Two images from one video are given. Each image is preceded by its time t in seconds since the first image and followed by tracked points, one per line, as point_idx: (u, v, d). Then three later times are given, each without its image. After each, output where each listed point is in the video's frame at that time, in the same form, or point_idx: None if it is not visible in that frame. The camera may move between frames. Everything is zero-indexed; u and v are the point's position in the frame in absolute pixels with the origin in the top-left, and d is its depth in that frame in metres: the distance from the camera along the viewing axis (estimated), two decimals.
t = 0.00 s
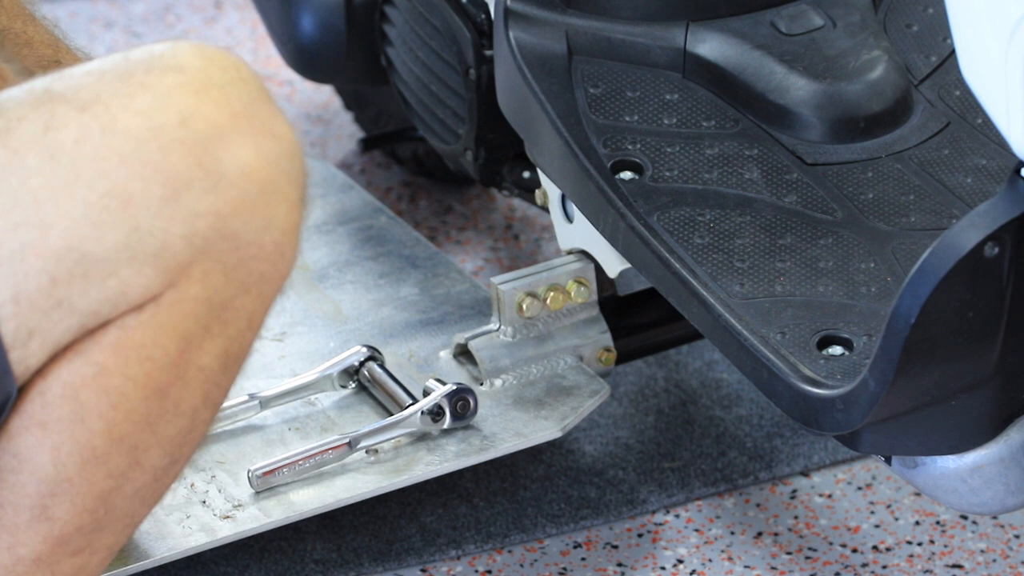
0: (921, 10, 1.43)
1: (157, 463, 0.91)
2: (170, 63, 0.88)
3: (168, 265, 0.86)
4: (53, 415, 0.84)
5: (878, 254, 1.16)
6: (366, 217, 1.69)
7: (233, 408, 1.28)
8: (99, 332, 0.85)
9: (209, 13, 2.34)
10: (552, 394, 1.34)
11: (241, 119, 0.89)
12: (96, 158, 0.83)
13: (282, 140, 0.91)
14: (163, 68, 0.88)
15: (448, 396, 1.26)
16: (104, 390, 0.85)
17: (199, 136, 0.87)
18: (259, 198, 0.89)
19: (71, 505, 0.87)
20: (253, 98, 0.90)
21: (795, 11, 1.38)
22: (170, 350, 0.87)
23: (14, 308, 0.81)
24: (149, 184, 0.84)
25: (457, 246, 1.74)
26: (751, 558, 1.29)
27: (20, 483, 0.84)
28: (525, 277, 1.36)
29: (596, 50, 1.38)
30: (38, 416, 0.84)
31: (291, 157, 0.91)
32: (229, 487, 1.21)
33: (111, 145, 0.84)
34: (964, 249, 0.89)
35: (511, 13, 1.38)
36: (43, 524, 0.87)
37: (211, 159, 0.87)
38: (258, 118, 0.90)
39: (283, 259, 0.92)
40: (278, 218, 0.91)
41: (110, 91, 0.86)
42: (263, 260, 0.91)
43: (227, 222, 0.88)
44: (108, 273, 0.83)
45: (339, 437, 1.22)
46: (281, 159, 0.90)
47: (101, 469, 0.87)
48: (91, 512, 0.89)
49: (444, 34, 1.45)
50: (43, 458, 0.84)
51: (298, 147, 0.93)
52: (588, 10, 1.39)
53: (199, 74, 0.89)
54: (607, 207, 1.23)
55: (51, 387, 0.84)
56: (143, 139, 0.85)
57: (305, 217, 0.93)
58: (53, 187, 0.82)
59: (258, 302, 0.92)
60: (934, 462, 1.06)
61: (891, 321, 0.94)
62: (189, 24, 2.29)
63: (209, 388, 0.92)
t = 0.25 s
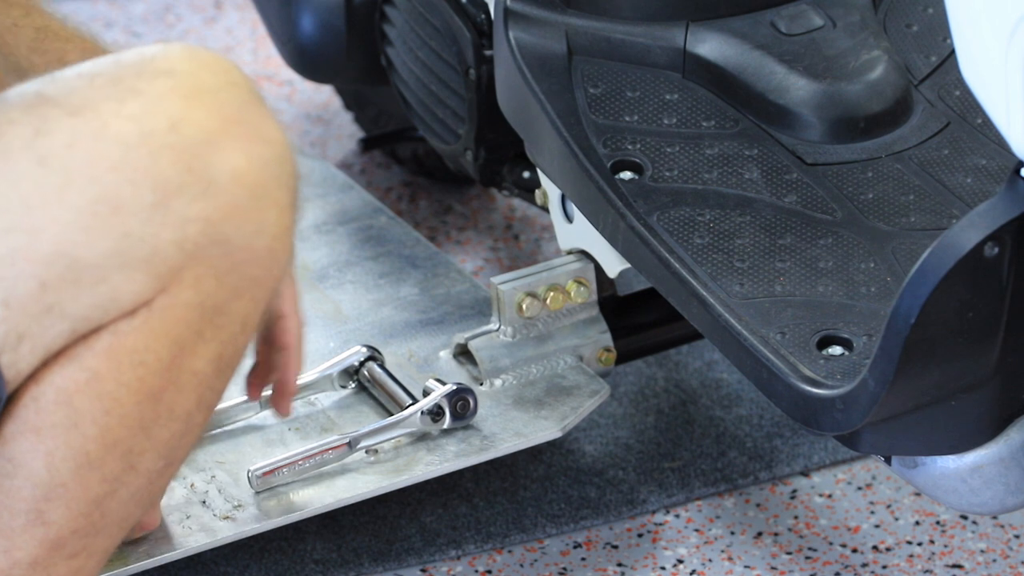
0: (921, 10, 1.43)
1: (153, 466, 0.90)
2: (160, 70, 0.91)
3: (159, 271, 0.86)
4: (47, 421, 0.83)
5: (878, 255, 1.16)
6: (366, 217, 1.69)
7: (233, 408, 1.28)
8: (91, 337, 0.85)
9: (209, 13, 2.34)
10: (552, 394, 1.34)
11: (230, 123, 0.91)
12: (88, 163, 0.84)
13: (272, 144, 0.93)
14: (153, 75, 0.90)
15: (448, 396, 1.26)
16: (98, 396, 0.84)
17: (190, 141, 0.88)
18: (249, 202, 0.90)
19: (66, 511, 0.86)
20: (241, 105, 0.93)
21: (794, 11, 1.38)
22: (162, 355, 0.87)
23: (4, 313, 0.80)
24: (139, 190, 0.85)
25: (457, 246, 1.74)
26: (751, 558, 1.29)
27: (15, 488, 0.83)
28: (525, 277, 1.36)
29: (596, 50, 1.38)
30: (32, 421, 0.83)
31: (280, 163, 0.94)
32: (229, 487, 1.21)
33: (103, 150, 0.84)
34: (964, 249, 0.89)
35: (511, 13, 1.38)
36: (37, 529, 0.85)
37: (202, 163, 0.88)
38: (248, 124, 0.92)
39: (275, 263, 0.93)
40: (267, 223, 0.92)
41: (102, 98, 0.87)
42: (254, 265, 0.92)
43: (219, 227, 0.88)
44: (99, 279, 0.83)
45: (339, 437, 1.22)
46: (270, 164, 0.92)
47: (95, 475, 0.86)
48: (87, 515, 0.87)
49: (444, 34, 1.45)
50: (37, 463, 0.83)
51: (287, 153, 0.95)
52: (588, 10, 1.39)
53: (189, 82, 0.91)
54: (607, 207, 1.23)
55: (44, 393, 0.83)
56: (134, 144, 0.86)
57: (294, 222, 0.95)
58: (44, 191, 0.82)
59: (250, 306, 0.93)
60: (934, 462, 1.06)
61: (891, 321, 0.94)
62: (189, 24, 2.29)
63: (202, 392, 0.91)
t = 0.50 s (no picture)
0: (921, 10, 1.43)
1: (141, 465, 0.91)
2: (148, 64, 0.92)
3: (143, 267, 0.88)
4: (34, 421, 0.86)
5: (878, 254, 1.16)
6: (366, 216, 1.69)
7: (232, 408, 1.29)
8: (76, 334, 0.88)
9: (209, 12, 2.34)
10: (552, 394, 1.34)
11: (219, 118, 0.92)
12: (72, 158, 0.86)
13: (260, 140, 0.94)
14: (141, 70, 0.92)
15: (448, 396, 1.26)
16: (83, 395, 0.87)
17: (176, 137, 0.90)
18: (236, 198, 0.92)
19: (55, 511, 0.87)
20: (230, 99, 0.94)
21: (794, 11, 1.38)
22: (149, 354, 0.89)
23: None
24: (124, 185, 0.87)
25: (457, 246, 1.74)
26: (751, 558, 1.29)
27: (4, 487, 0.86)
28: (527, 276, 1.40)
29: (596, 50, 1.38)
30: (20, 421, 0.86)
31: (269, 159, 0.95)
32: (229, 487, 1.21)
33: (88, 145, 0.87)
34: (964, 249, 0.89)
35: (511, 13, 1.38)
36: (26, 529, 0.87)
37: (187, 160, 0.90)
38: (236, 118, 0.93)
39: (259, 261, 0.95)
40: (255, 220, 0.94)
41: (89, 92, 0.89)
42: (240, 263, 0.94)
43: (204, 224, 0.90)
44: (83, 276, 0.86)
45: (339, 437, 1.22)
46: (258, 160, 0.94)
47: (83, 473, 0.88)
48: (76, 515, 0.89)
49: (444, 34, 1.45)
50: (25, 463, 0.85)
51: (276, 149, 0.96)
52: (588, 10, 1.39)
53: (176, 76, 0.92)
54: (606, 207, 1.23)
55: (30, 393, 0.86)
56: (119, 139, 0.87)
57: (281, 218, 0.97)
58: (30, 186, 0.85)
59: (236, 304, 0.95)
60: (934, 462, 1.06)
61: (891, 321, 0.94)
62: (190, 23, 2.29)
63: (190, 391, 0.92)
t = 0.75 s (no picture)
0: (921, 10, 1.43)
1: (128, 471, 0.93)
2: (134, 66, 0.91)
3: (125, 272, 0.88)
4: (17, 426, 0.86)
5: (878, 254, 1.16)
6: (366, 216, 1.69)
7: (231, 408, 1.29)
8: (57, 339, 0.88)
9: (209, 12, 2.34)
10: (552, 394, 1.34)
11: (205, 123, 0.91)
12: (55, 160, 0.86)
13: (248, 146, 0.93)
14: (127, 71, 0.91)
15: (448, 396, 1.26)
16: (66, 401, 0.87)
17: (160, 140, 0.89)
18: (221, 204, 0.91)
19: (43, 517, 0.89)
20: (217, 105, 0.93)
21: (794, 11, 1.38)
22: (132, 360, 0.89)
23: None
24: (106, 188, 0.86)
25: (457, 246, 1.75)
26: (751, 558, 1.29)
27: None
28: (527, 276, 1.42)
29: (595, 50, 1.38)
30: (4, 427, 0.86)
31: (257, 165, 0.93)
32: (229, 487, 1.21)
33: (70, 147, 0.86)
34: (964, 249, 0.89)
35: (510, 14, 1.38)
36: (16, 537, 0.89)
37: (171, 164, 0.89)
38: (223, 124, 0.92)
39: (245, 268, 0.94)
40: (240, 226, 0.92)
41: (73, 94, 0.89)
42: (225, 269, 0.93)
43: (187, 229, 0.89)
44: (64, 278, 0.86)
45: (339, 437, 1.22)
46: (245, 166, 0.92)
47: (68, 479, 0.89)
48: (64, 522, 0.91)
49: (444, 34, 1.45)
50: (9, 468, 0.87)
51: (267, 155, 0.95)
52: (588, 10, 1.39)
53: (163, 79, 0.91)
54: (606, 207, 1.23)
55: (12, 399, 0.86)
56: (101, 141, 0.87)
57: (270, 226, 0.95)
58: (10, 185, 0.85)
59: (224, 309, 0.94)
60: (934, 462, 1.06)
61: (891, 321, 0.94)
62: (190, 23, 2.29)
63: (175, 398, 0.93)
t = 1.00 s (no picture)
0: (921, 10, 1.43)
1: (139, 475, 0.93)
2: (150, 73, 0.92)
3: (138, 279, 0.88)
4: (29, 430, 0.87)
5: (878, 254, 1.16)
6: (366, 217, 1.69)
7: (231, 408, 1.29)
8: (68, 345, 0.88)
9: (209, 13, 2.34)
10: (552, 394, 1.34)
11: (218, 131, 0.91)
12: (68, 168, 0.87)
13: (260, 153, 0.93)
14: (142, 78, 0.91)
15: (448, 396, 1.26)
16: (77, 406, 0.88)
17: (172, 149, 0.90)
18: (233, 210, 0.91)
19: (53, 520, 0.90)
20: (229, 112, 0.93)
21: (794, 11, 1.38)
22: (144, 365, 0.89)
23: None
24: (119, 197, 0.88)
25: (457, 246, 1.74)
26: (751, 558, 1.29)
27: (3, 495, 0.88)
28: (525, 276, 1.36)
29: (595, 50, 1.38)
30: (16, 431, 0.87)
31: (270, 171, 0.94)
32: (229, 487, 1.21)
33: (84, 155, 0.88)
34: (964, 249, 0.89)
35: (511, 13, 1.37)
36: (24, 538, 0.90)
37: (183, 172, 0.90)
38: (236, 131, 0.92)
39: (260, 275, 0.94)
40: (253, 232, 0.93)
41: (87, 100, 0.90)
42: (239, 275, 0.93)
43: (199, 237, 0.90)
44: (77, 285, 0.87)
45: (339, 437, 1.22)
46: (256, 174, 0.93)
47: (78, 484, 0.89)
48: (74, 525, 0.91)
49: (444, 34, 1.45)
50: (20, 471, 0.87)
51: (279, 161, 0.95)
52: (588, 10, 1.39)
53: (177, 86, 0.92)
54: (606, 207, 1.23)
55: (24, 403, 0.87)
56: (114, 150, 0.88)
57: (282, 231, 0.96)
58: (24, 193, 0.86)
59: (236, 316, 0.94)
60: (934, 462, 1.06)
61: (891, 321, 0.94)
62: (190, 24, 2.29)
63: (187, 403, 0.93)
